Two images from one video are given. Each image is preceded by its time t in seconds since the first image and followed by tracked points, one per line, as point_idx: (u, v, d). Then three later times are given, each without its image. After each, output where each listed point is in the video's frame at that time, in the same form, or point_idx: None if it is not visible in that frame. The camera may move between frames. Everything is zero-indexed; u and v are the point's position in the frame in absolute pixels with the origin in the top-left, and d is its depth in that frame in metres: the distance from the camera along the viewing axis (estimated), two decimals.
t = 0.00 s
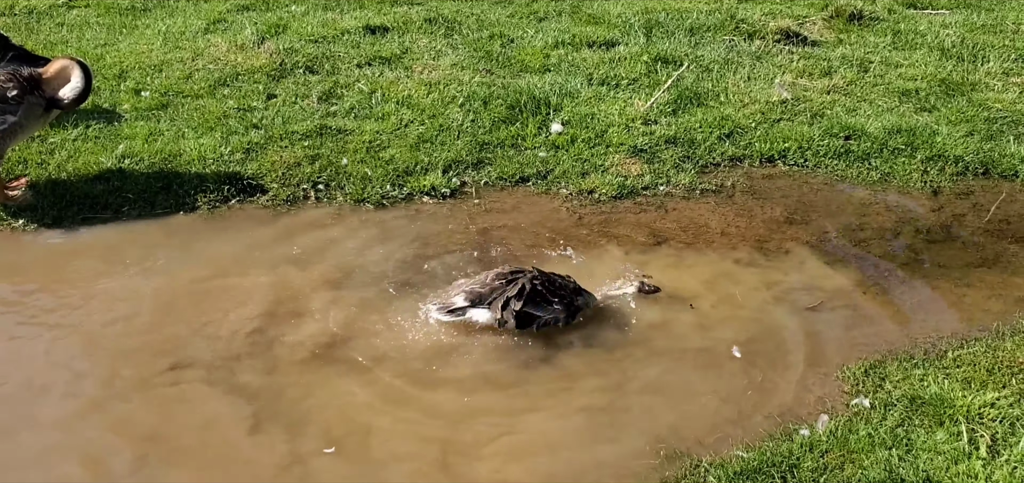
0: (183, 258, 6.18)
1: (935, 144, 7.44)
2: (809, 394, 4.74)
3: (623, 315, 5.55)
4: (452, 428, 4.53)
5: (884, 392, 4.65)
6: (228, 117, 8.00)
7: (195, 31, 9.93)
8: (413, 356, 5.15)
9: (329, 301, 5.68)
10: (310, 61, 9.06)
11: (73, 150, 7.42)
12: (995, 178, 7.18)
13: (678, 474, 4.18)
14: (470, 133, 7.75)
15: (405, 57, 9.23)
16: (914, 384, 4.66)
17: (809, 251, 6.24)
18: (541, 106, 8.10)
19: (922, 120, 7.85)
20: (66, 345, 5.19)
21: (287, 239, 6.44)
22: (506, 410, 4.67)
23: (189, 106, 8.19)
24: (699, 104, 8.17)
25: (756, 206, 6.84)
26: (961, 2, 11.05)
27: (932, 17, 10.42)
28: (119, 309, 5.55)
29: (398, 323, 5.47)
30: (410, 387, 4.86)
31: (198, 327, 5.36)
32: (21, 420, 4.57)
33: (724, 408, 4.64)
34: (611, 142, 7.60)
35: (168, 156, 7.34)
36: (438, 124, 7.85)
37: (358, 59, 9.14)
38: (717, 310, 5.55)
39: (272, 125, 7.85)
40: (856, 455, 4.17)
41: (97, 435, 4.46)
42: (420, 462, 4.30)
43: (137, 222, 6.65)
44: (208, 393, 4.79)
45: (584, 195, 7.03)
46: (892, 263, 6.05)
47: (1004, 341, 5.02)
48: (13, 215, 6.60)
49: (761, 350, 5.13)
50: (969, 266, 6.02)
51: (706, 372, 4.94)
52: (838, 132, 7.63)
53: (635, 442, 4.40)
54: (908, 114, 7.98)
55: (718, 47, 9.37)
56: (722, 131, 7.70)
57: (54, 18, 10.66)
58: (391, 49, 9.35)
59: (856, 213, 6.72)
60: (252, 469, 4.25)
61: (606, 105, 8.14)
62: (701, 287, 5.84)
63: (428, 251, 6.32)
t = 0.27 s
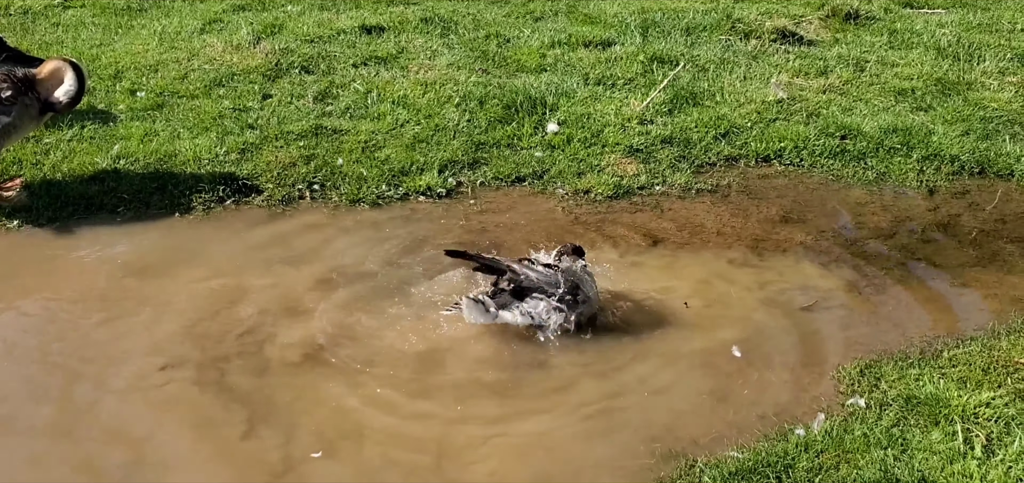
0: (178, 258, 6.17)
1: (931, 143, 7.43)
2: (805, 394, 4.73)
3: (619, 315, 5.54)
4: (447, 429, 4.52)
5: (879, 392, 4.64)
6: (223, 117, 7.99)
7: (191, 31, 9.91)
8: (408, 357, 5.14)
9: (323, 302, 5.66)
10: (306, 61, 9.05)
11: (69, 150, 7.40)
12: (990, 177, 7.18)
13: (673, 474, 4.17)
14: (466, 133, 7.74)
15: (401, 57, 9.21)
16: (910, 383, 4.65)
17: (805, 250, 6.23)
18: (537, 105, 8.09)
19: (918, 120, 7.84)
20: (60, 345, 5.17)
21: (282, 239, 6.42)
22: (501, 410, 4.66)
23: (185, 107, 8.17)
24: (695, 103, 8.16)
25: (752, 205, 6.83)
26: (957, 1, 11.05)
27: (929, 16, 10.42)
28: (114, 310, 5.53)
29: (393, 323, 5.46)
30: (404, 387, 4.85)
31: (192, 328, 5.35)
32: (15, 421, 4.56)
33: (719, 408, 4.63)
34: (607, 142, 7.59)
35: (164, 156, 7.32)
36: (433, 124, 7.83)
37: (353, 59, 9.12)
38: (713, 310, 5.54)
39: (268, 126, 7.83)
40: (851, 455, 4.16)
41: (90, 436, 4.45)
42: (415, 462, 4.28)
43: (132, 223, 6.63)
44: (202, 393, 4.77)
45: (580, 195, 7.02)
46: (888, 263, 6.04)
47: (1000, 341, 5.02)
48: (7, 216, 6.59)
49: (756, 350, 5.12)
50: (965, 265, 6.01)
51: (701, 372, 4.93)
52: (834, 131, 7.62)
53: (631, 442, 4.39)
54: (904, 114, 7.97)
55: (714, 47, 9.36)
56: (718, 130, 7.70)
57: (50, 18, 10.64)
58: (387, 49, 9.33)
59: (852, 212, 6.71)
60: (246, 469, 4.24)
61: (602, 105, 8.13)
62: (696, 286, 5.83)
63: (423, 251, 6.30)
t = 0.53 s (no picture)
0: (173, 258, 6.15)
1: (926, 141, 7.44)
2: (800, 392, 4.73)
3: (614, 313, 5.53)
4: (442, 427, 4.51)
5: (875, 390, 4.63)
6: (219, 117, 7.97)
7: (187, 31, 9.89)
8: (404, 355, 5.13)
9: (318, 301, 5.65)
10: (302, 60, 9.03)
11: (63, 150, 7.38)
12: (986, 175, 7.18)
13: (668, 471, 4.16)
14: (462, 132, 7.73)
15: (397, 56, 9.20)
16: (905, 380, 4.64)
17: (800, 248, 6.23)
18: (533, 104, 8.08)
19: (914, 117, 7.85)
20: (54, 345, 5.15)
21: (278, 238, 6.41)
22: (497, 409, 4.65)
23: (180, 106, 8.16)
24: (691, 102, 8.16)
25: (747, 204, 6.83)
26: None
27: (924, 14, 10.42)
28: (108, 310, 5.52)
29: (389, 322, 5.45)
30: (400, 385, 4.84)
31: (188, 327, 5.33)
32: (10, 420, 4.54)
33: (715, 406, 4.63)
34: (603, 140, 7.58)
35: (159, 156, 7.30)
36: (429, 123, 7.82)
37: (349, 58, 9.11)
38: (709, 308, 5.54)
39: (263, 125, 7.82)
40: (847, 452, 4.16)
41: (85, 436, 4.43)
42: (410, 461, 4.28)
43: (128, 223, 6.61)
44: (197, 393, 4.76)
45: (576, 193, 7.01)
46: (883, 261, 6.04)
47: (996, 338, 5.02)
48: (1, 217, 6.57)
49: (752, 348, 5.12)
50: (961, 262, 6.02)
51: (697, 370, 4.93)
52: (829, 129, 7.62)
53: (626, 440, 4.38)
54: (900, 111, 7.98)
55: (710, 45, 9.36)
56: (714, 128, 7.69)
57: (45, 18, 10.61)
58: (383, 48, 9.32)
59: (848, 210, 6.71)
60: (241, 469, 4.23)
61: (598, 104, 8.12)
62: (692, 285, 5.82)
63: (419, 250, 6.29)
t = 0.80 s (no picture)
0: (169, 258, 6.15)
1: (921, 137, 7.45)
2: (796, 388, 4.74)
3: (611, 311, 5.54)
4: (438, 426, 4.51)
5: (870, 385, 4.65)
6: (214, 116, 7.96)
7: (181, 30, 9.87)
8: (400, 354, 5.13)
9: (315, 300, 5.65)
10: (296, 59, 9.02)
11: (58, 150, 7.37)
12: (980, 170, 7.20)
13: (665, 468, 4.17)
14: (457, 130, 7.73)
15: (392, 55, 9.20)
16: (900, 376, 4.66)
17: (796, 245, 6.24)
18: (528, 102, 8.08)
19: (908, 113, 7.86)
20: (50, 345, 5.15)
21: (273, 237, 6.41)
22: (493, 407, 4.66)
23: (175, 106, 8.14)
24: (686, 99, 8.17)
25: (742, 200, 6.84)
26: None
27: (917, 10, 10.44)
28: (104, 310, 5.51)
29: (385, 321, 5.45)
30: (397, 384, 4.85)
31: (184, 327, 5.33)
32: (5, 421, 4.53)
33: (711, 403, 4.64)
34: (599, 138, 7.59)
35: (154, 156, 7.29)
36: (424, 121, 7.82)
37: (344, 57, 9.11)
38: (704, 305, 5.55)
39: (258, 124, 7.81)
40: (843, 448, 4.17)
41: (82, 436, 4.43)
42: (408, 459, 4.28)
43: (123, 223, 6.60)
44: (193, 392, 4.76)
45: (571, 191, 7.02)
46: (878, 257, 6.05)
47: (990, 333, 5.03)
48: None
49: (748, 344, 5.13)
50: (955, 258, 6.03)
51: (693, 367, 4.94)
52: (824, 126, 7.63)
53: (623, 437, 4.39)
54: (894, 107, 7.99)
55: (705, 42, 9.37)
56: (709, 126, 7.70)
57: (38, 18, 10.58)
58: (377, 46, 9.32)
59: (843, 206, 6.73)
60: (237, 468, 4.22)
61: (593, 101, 8.13)
62: (687, 282, 5.83)
63: (415, 248, 6.30)
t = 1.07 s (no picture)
0: (161, 258, 6.12)
1: (913, 134, 7.47)
2: (789, 386, 4.75)
3: (604, 309, 5.54)
4: (431, 425, 4.50)
5: (863, 383, 4.65)
6: (206, 116, 7.93)
7: (173, 29, 9.83)
8: (393, 353, 5.12)
9: (307, 300, 5.63)
10: (289, 58, 9.00)
11: (49, 150, 7.34)
12: (972, 168, 7.22)
13: (659, 467, 4.17)
14: (450, 129, 7.72)
15: (384, 53, 9.18)
16: (893, 373, 4.67)
17: (788, 243, 6.25)
18: (521, 101, 8.07)
19: (900, 111, 7.88)
20: (41, 346, 5.13)
21: (266, 237, 6.39)
22: (487, 406, 4.65)
23: (167, 105, 8.11)
24: (678, 97, 8.17)
25: (735, 199, 6.84)
26: None
27: (909, 8, 10.46)
28: (96, 310, 5.49)
29: (378, 320, 5.44)
30: (390, 384, 4.84)
31: (176, 328, 5.31)
32: None
33: (704, 401, 4.64)
34: (591, 137, 7.58)
35: (146, 156, 7.26)
36: (417, 120, 7.81)
37: (336, 56, 9.09)
38: (698, 304, 5.55)
39: (250, 123, 7.79)
40: (835, 446, 4.17)
41: (72, 438, 4.41)
42: (401, 459, 4.27)
43: (114, 223, 6.58)
44: (186, 393, 4.74)
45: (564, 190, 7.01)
46: (871, 255, 6.06)
47: (983, 330, 5.04)
48: None
49: (741, 343, 5.13)
50: (948, 255, 6.04)
51: (687, 366, 4.94)
52: (816, 123, 7.64)
53: (617, 436, 4.39)
54: (886, 105, 8.01)
55: (697, 40, 9.37)
56: (702, 124, 7.70)
57: (29, 18, 10.53)
58: (370, 45, 9.30)
59: (835, 204, 6.74)
60: (230, 469, 4.21)
61: (586, 100, 8.12)
62: (680, 280, 5.83)
63: (408, 247, 6.29)
